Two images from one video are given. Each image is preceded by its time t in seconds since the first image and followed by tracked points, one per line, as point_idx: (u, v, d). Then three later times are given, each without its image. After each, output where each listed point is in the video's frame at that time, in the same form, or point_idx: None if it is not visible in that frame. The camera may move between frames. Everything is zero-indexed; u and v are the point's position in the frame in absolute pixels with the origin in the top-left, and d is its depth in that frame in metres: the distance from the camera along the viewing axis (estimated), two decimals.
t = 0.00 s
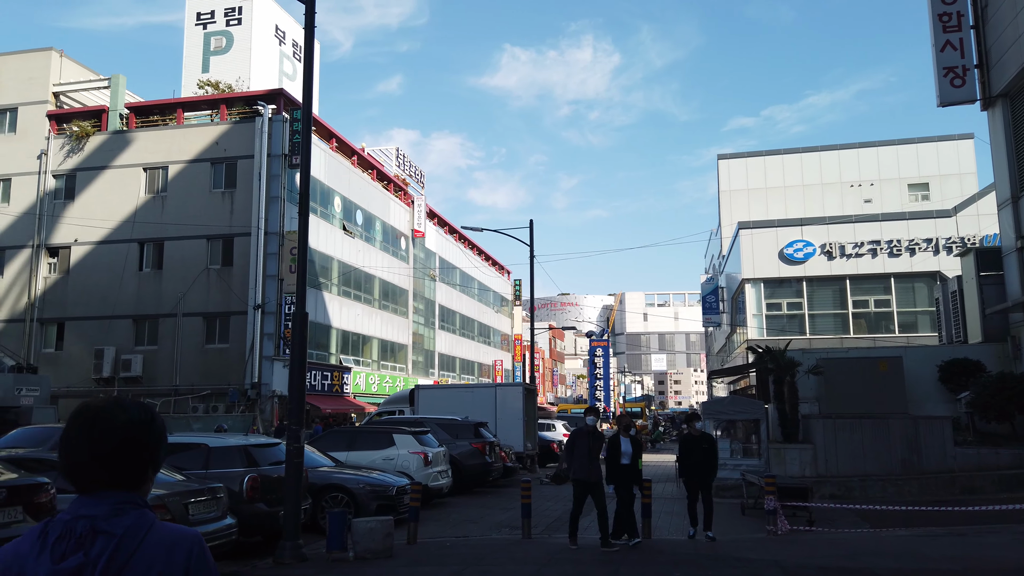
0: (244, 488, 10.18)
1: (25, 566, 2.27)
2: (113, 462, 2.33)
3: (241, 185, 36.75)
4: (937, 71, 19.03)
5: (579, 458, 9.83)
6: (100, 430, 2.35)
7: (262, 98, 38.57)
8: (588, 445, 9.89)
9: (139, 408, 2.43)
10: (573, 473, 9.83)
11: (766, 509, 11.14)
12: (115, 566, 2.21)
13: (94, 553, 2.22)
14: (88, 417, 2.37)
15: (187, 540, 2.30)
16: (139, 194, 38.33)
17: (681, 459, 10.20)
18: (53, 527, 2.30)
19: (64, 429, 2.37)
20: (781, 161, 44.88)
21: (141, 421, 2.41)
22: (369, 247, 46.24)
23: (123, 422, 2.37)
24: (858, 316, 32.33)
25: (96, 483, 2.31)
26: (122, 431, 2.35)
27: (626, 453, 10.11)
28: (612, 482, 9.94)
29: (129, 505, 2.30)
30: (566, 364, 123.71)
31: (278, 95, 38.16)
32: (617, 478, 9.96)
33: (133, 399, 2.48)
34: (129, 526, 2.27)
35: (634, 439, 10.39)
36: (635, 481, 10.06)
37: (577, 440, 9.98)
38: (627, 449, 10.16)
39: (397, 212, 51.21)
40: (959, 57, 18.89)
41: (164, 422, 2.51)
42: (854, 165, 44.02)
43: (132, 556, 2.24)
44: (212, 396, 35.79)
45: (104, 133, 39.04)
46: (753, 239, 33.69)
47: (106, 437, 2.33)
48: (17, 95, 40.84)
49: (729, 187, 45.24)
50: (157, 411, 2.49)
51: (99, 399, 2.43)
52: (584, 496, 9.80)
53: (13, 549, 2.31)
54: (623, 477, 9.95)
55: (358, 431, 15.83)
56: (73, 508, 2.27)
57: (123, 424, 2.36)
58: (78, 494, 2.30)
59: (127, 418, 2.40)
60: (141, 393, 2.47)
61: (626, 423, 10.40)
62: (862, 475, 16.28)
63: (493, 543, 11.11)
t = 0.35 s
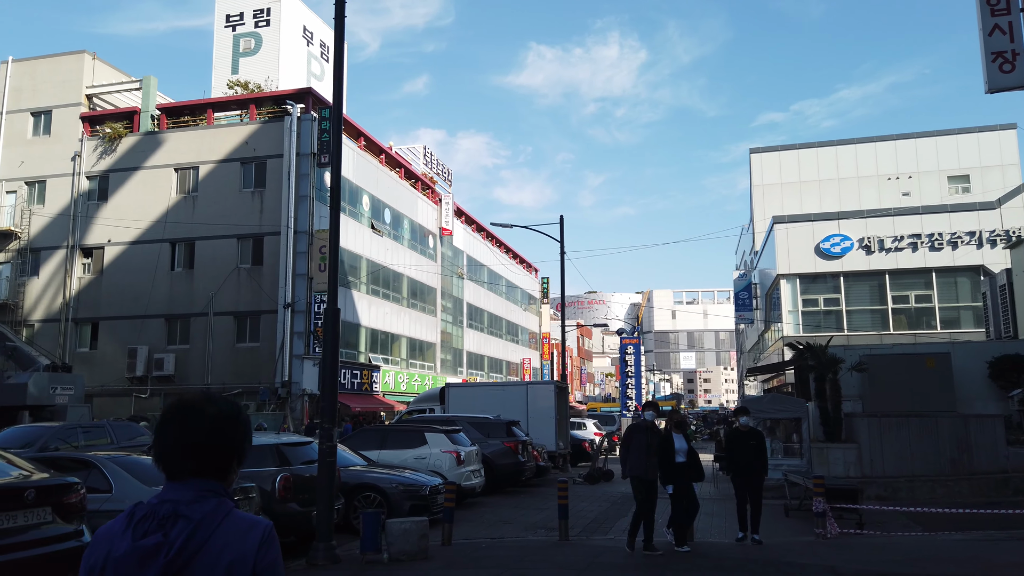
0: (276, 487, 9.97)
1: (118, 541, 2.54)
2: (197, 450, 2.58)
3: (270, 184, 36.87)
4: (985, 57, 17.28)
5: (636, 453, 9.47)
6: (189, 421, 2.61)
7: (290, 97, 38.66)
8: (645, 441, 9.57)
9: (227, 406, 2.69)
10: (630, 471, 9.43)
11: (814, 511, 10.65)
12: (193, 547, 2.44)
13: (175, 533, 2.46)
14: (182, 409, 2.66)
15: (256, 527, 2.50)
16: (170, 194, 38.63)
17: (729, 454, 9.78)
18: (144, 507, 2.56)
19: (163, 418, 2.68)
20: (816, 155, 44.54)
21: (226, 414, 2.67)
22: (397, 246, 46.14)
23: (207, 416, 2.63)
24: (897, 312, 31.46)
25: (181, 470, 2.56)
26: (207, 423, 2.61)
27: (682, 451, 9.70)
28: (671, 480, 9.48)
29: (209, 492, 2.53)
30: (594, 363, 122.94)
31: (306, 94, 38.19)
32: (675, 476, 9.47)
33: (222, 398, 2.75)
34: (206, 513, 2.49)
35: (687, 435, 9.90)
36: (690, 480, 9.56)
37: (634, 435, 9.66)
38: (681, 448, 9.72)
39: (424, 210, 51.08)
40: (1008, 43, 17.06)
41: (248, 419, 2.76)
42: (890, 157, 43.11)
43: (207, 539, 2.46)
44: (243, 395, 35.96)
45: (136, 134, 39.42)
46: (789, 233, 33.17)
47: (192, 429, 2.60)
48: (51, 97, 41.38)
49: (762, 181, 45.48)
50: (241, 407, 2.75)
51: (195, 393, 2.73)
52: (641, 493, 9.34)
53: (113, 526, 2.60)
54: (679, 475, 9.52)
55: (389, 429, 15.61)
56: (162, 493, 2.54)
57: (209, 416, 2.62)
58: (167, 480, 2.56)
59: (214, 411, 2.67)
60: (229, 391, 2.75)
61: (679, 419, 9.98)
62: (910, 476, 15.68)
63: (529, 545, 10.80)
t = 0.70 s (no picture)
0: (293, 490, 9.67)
1: (223, 536, 2.78)
2: (292, 452, 2.83)
3: (284, 183, 36.76)
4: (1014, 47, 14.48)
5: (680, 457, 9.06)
6: (283, 424, 2.87)
7: (304, 96, 38.46)
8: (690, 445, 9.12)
9: (314, 411, 2.95)
10: (672, 475, 9.06)
11: (849, 517, 10.24)
12: (294, 539, 2.68)
13: (276, 529, 2.71)
14: (274, 412, 2.92)
15: (350, 522, 2.77)
16: (184, 194, 38.59)
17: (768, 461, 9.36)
18: (245, 503, 2.81)
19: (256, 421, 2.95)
20: (833, 153, 44.22)
21: (315, 416, 2.94)
22: (410, 246, 45.94)
23: (299, 420, 2.89)
24: (920, 311, 30.91)
25: (279, 469, 2.81)
26: (299, 426, 2.87)
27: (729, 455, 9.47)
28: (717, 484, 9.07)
29: (304, 490, 2.79)
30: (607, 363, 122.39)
31: (320, 92, 38.00)
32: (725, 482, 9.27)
33: (308, 401, 3.02)
34: (303, 509, 2.74)
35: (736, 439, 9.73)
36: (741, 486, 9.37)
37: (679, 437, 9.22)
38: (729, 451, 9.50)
39: (437, 210, 50.84)
40: None
41: (333, 419, 3.03)
42: (910, 154, 42.69)
43: (306, 534, 2.71)
44: (257, 395, 35.89)
45: (150, 134, 39.39)
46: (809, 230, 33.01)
47: (286, 430, 2.85)
48: (65, 97, 41.43)
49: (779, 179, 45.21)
50: (326, 411, 3.01)
51: (284, 397, 2.99)
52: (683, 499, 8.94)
53: (216, 521, 2.85)
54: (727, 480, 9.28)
55: (406, 429, 15.31)
56: (263, 489, 2.80)
57: (301, 420, 2.88)
58: (266, 479, 2.82)
59: (304, 414, 2.93)
60: (315, 394, 3.02)
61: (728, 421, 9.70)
62: (939, 479, 15.29)
63: (553, 550, 10.49)
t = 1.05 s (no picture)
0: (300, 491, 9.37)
1: (261, 541, 2.72)
2: (323, 452, 2.82)
3: (289, 181, 36.52)
4: None
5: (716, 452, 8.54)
6: (311, 427, 2.85)
7: (310, 93, 38.21)
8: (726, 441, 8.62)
9: (336, 412, 2.93)
10: (707, 471, 8.53)
11: (873, 519, 9.87)
12: (337, 538, 2.67)
13: (317, 529, 2.68)
14: (298, 414, 2.89)
15: (388, 515, 2.77)
16: (190, 192, 38.37)
17: (808, 464, 8.99)
18: (280, 507, 2.77)
19: (278, 425, 2.91)
20: (844, 150, 43.76)
21: (338, 416, 2.93)
22: (417, 244, 45.66)
23: (324, 422, 2.87)
24: (934, 310, 30.46)
25: (310, 472, 2.79)
26: (327, 427, 2.85)
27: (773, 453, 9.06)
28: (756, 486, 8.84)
29: (339, 489, 2.77)
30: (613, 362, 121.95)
31: (325, 90, 37.72)
32: (765, 481, 8.77)
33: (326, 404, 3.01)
34: (341, 508, 2.73)
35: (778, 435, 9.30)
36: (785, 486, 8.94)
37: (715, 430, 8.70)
38: (773, 449, 9.08)
39: (444, 208, 50.53)
40: None
41: (354, 419, 3.03)
42: (921, 152, 42.36)
43: (347, 530, 2.69)
44: (263, 395, 35.65)
45: (155, 132, 39.20)
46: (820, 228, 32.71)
47: (314, 433, 2.83)
48: (71, 96, 41.25)
49: (789, 177, 44.88)
50: (347, 412, 3.00)
51: (303, 401, 2.97)
52: (718, 499, 8.46)
53: (250, 525, 2.78)
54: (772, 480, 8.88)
55: (413, 429, 14.97)
56: (297, 492, 2.77)
57: (326, 421, 2.87)
58: (298, 480, 2.79)
59: (328, 416, 2.92)
60: (335, 395, 3.01)
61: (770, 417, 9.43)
62: (962, 481, 14.95)
63: (566, 553, 10.14)
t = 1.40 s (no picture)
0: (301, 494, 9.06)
1: (277, 528, 2.65)
2: (339, 445, 2.67)
3: (294, 179, 36.24)
4: None
5: (750, 455, 8.21)
6: (327, 418, 2.70)
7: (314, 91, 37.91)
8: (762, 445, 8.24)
9: (357, 402, 2.76)
10: (740, 474, 8.22)
11: (898, 522, 9.51)
12: (347, 529, 2.54)
13: (329, 517, 2.57)
14: (318, 404, 2.76)
15: (400, 510, 2.59)
16: (194, 191, 38.10)
17: (849, 469, 8.39)
18: (298, 493, 2.69)
19: (302, 414, 2.80)
20: (854, 146, 43.26)
21: (360, 408, 2.76)
22: (422, 242, 45.31)
23: (342, 414, 2.71)
24: (947, 307, 29.98)
25: (325, 462, 2.67)
26: (344, 419, 2.69)
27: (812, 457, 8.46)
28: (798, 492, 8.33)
29: (354, 479, 2.64)
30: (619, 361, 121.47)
31: (330, 87, 37.40)
32: (802, 486, 8.30)
33: (353, 394, 2.84)
34: (354, 499, 2.60)
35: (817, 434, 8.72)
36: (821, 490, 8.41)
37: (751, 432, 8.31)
38: (812, 453, 8.47)
39: (449, 207, 50.20)
40: None
41: (380, 412, 2.85)
42: (933, 147, 41.83)
43: (359, 522, 2.56)
44: (268, 394, 35.36)
45: (159, 131, 38.97)
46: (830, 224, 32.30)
47: (330, 422, 2.69)
48: (75, 95, 41.08)
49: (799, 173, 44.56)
50: (371, 403, 2.82)
51: (328, 391, 2.84)
52: (752, 503, 8.16)
53: (271, 511, 2.72)
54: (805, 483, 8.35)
55: (419, 430, 14.61)
56: (313, 481, 2.66)
57: (343, 415, 2.70)
58: (315, 470, 2.68)
59: (349, 409, 2.75)
60: (360, 387, 2.84)
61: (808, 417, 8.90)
62: (982, 481, 14.62)
63: (578, 558, 9.76)
